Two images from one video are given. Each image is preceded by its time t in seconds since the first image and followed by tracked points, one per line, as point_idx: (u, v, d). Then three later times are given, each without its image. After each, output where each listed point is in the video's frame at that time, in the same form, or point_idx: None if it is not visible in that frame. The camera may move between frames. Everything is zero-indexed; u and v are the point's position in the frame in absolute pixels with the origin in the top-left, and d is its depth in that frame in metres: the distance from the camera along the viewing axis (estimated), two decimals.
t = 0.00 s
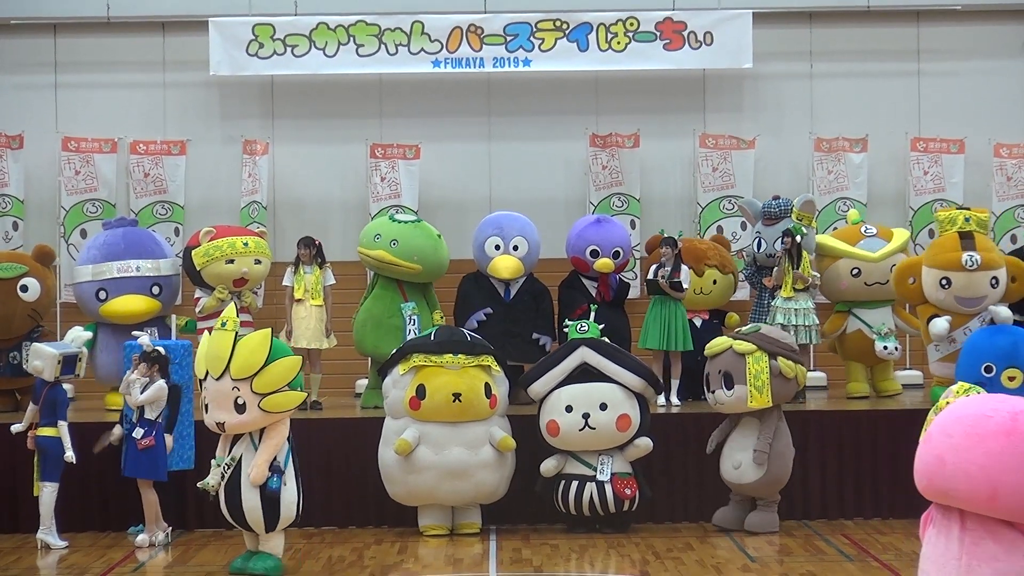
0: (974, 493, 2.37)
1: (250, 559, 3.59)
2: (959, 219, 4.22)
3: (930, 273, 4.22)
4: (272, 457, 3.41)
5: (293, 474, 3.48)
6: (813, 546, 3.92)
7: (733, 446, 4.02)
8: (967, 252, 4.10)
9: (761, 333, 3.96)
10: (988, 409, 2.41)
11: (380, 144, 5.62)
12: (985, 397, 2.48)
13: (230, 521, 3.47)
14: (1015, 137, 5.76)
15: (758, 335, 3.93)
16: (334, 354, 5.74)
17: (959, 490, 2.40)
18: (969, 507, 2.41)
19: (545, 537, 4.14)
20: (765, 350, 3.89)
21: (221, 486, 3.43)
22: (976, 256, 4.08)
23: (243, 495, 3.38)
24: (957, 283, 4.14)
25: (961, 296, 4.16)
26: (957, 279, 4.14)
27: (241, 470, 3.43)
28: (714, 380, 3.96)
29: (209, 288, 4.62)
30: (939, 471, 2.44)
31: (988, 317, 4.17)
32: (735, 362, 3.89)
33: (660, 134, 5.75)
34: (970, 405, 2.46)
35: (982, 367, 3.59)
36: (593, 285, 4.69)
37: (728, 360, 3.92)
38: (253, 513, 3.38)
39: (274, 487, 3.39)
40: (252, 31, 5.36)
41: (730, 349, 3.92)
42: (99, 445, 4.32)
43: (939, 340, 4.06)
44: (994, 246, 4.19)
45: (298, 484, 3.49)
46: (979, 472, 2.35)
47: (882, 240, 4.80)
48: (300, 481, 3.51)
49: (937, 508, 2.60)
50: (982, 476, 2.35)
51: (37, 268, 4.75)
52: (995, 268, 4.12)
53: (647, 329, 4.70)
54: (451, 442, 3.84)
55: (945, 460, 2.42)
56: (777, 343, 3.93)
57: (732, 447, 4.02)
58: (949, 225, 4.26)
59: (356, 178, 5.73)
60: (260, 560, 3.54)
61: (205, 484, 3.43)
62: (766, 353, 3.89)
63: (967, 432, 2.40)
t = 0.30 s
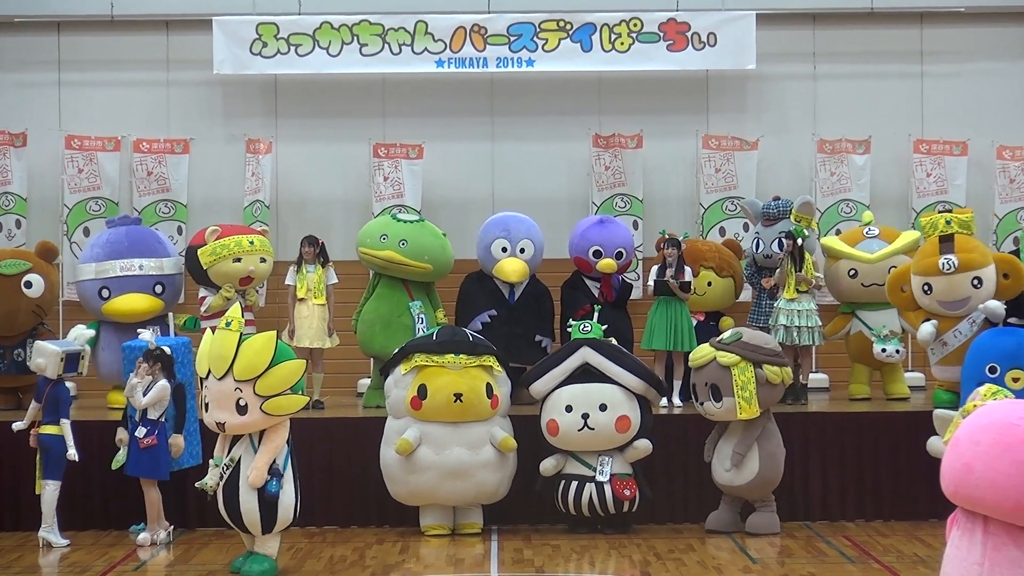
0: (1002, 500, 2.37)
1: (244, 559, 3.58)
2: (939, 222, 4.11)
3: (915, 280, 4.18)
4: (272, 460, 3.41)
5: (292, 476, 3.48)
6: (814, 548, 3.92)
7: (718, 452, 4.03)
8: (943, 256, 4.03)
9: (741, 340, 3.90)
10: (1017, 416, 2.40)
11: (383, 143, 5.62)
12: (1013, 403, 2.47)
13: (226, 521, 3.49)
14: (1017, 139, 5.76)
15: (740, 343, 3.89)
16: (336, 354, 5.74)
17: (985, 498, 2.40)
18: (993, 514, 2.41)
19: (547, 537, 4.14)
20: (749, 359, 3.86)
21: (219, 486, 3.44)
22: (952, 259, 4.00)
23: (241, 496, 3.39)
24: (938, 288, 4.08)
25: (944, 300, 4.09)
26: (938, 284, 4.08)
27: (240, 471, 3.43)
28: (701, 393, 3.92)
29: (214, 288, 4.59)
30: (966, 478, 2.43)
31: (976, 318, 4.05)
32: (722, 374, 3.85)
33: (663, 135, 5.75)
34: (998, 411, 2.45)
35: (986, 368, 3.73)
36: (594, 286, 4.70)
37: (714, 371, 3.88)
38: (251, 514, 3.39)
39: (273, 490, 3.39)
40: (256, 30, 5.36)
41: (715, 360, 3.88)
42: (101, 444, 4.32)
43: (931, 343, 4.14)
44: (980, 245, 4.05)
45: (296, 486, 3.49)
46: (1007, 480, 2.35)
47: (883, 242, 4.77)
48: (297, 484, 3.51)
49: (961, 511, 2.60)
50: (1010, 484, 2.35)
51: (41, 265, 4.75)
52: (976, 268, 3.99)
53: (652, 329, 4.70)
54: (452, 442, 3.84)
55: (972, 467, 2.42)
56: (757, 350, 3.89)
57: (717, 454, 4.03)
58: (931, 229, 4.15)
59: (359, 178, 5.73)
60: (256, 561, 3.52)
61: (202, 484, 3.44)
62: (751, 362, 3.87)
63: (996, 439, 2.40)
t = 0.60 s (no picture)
0: None
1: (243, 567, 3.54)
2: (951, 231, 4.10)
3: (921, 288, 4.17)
4: (275, 468, 3.41)
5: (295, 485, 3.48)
6: (816, 556, 3.92)
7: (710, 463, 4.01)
8: (946, 267, 4.01)
9: (742, 347, 3.90)
10: None
11: (386, 150, 5.62)
12: None
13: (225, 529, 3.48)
14: (1019, 147, 5.76)
15: (741, 350, 3.88)
16: (338, 359, 5.74)
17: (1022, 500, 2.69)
18: None
19: (548, 544, 4.14)
20: (750, 367, 3.86)
21: (219, 493, 3.42)
22: (954, 272, 3.98)
23: (243, 505, 3.38)
24: (939, 299, 4.05)
25: (945, 311, 4.07)
26: (940, 295, 4.05)
27: (243, 479, 3.42)
28: (699, 398, 3.92)
29: (218, 294, 4.62)
30: (1004, 481, 2.73)
31: (978, 331, 4.03)
32: (722, 380, 3.85)
33: (666, 142, 5.75)
34: None
35: (998, 373, 3.66)
36: (598, 293, 4.69)
37: (713, 376, 3.88)
38: (254, 522, 3.38)
39: (277, 499, 3.39)
40: (259, 37, 5.36)
41: (715, 365, 3.88)
42: (103, 449, 4.32)
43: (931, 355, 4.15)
44: (987, 257, 3.99)
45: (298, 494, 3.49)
46: None
47: (891, 248, 4.72)
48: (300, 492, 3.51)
49: (997, 522, 2.89)
50: None
51: (53, 269, 4.76)
52: (978, 281, 3.95)
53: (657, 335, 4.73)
54: (454, 448, 3.84)
55: (1011, 471, 2.71)
56: (757, 358, 3.89)
57: (708, 464, 4.01)
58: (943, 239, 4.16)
59: (362, 184, 5.74)
60: (257, 568, 3.48)
61: (202, 490, 3.42)
62: (752, 370, 3.87)
63: None
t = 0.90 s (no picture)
0: None
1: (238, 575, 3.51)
2: (959, 236, 4.07)
3: (927, 291, 4.15)
4: (279, 472, 3.40)
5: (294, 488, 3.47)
6: (818, 560, 3.92)
7: (714, 461, 3.97)
8: (954, 273, 4.00)
9: (757, 349, 3.93)
10: None
11: (388, 154, 5.62)
12: None
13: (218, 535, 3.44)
14: (1021, 151, 5.76)
15: (756, 351, 3.92)
16: (340, 364, 5.74)
17: None
18: None
19: (551, 549, 4.14)
20: (766, 367, 3.90)
21: (218, 496, 3.39)
22: (962, 277, 3.97)
23: (246, 510, 3.36)
24: (946, 304, 4.05)
25: (951, 316, 4.06)
26: (947, 300, 4.05)
27: (245, 484, 3.39)
28: (711, 394, 3.86)
29: (219, 298, 4.61)
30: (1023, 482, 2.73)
31: (982, 338, 4.04)
32: (739, 377, 3.84)
33: (667, 147, 5.75)
34: None
35: (994, 381, 3.81)
36: (599, 297, 4.68)
37: (729, 373, 3.86)
38: (256, 527, 3.36)
39: (281, 503, 3.37)
40: (260, 41, 5.36)
41: (732, 362, 3.86)
42: (105, 454, 4.33)
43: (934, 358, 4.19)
44: (994, 264, 4.00)
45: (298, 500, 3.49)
46: None
47: (888, 253, 4.69)
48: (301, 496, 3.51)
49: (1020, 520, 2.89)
50: None
51: (61, 273, 4.77)
52: (985, 289, 3.97)
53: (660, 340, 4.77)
54: (459, 453, 3.84)
55: None
56: (771, 360, 3.94)
57: (712, 462, 3.97)
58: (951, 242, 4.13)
59: (364, 188, 5.74)
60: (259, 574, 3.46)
61: (199, 494, 3.37)
62: (766, 370, 3.91)
63: None
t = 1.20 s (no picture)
0: None
1: None
2: (964, 236, 4.08)
3: (931, 290, 4.15)
4: (275, 472, 3.40)
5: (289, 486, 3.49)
6: (820, 559, 3.92)
7: (724, 455, 3.97)
8: (959, 273, 4.00)
9: (773, 346, 3.94)
10: None
11: (390, 154, 5.62)
12: None
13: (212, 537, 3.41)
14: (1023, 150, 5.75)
15: (770, 347, 3.93)
16: (341, 364, 5.75)
17: None
18: None
19: (552, 548, 4.14)
20: (782, 362, 3.90)
21: (212, 498, 3.38)
22: (967, 277, 3.97)
23: (245, 511, 3.35)
24: (950, 304, 4.05)
25: (956, 316, 4.07)
26: (951, 299, 4.06)
27: (241, 485, 3.37)
28: (728, 388, 3.87)
29: (220, 300, 4.62)
30: None
31: (985, 337, 4.07)
32: (756, 372, 3.85)
33: (669, 146, 5.75)
34: None
35: (987, 381, 3.84)
36: (599, 295, 4.67)
37: (746, 368, 3.87)
38: (255, 528, 3.35)
39: (278, 502, 3.39)
40: (262, 41, 5.36)
41: (749, 357, 3.87)
42: (107, 453, 4.33)
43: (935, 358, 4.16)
44: (999, 264, 4.00)
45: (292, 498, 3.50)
46: None
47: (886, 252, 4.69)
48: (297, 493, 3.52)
49: None
50: None
51: (62, 273, 4.78)
52: (990, 289, 3.97)
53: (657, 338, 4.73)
54: (471, 452, 3.85)
55: None
56: (785, 356, 3.95)
57: (722, 455, 3.97)
58: (954, 242, 4.12)
59: (365, 188, 5.74)
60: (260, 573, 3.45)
61: (192, 496, 3.35)
62: (781, 366, 3.92)
63: None
